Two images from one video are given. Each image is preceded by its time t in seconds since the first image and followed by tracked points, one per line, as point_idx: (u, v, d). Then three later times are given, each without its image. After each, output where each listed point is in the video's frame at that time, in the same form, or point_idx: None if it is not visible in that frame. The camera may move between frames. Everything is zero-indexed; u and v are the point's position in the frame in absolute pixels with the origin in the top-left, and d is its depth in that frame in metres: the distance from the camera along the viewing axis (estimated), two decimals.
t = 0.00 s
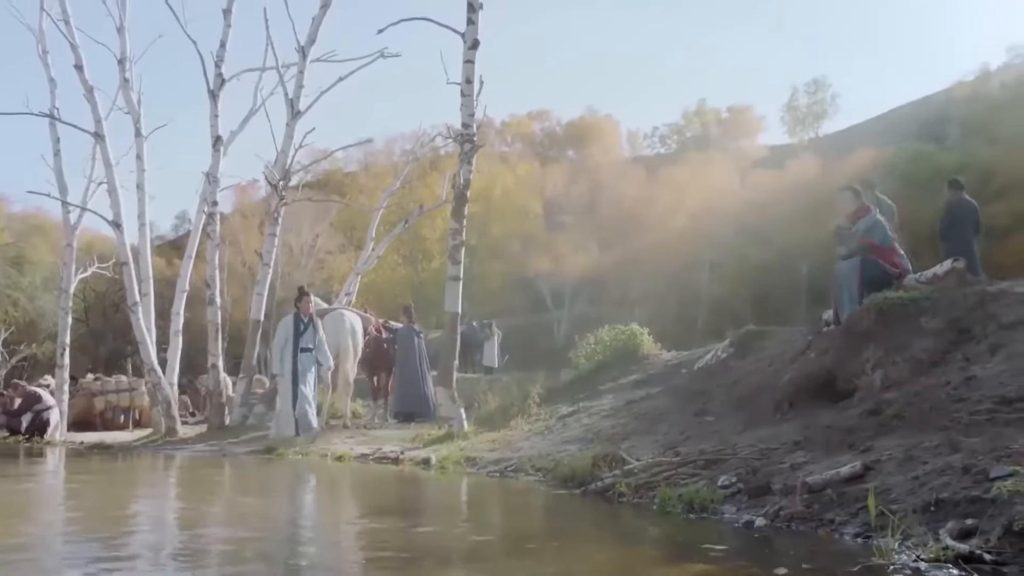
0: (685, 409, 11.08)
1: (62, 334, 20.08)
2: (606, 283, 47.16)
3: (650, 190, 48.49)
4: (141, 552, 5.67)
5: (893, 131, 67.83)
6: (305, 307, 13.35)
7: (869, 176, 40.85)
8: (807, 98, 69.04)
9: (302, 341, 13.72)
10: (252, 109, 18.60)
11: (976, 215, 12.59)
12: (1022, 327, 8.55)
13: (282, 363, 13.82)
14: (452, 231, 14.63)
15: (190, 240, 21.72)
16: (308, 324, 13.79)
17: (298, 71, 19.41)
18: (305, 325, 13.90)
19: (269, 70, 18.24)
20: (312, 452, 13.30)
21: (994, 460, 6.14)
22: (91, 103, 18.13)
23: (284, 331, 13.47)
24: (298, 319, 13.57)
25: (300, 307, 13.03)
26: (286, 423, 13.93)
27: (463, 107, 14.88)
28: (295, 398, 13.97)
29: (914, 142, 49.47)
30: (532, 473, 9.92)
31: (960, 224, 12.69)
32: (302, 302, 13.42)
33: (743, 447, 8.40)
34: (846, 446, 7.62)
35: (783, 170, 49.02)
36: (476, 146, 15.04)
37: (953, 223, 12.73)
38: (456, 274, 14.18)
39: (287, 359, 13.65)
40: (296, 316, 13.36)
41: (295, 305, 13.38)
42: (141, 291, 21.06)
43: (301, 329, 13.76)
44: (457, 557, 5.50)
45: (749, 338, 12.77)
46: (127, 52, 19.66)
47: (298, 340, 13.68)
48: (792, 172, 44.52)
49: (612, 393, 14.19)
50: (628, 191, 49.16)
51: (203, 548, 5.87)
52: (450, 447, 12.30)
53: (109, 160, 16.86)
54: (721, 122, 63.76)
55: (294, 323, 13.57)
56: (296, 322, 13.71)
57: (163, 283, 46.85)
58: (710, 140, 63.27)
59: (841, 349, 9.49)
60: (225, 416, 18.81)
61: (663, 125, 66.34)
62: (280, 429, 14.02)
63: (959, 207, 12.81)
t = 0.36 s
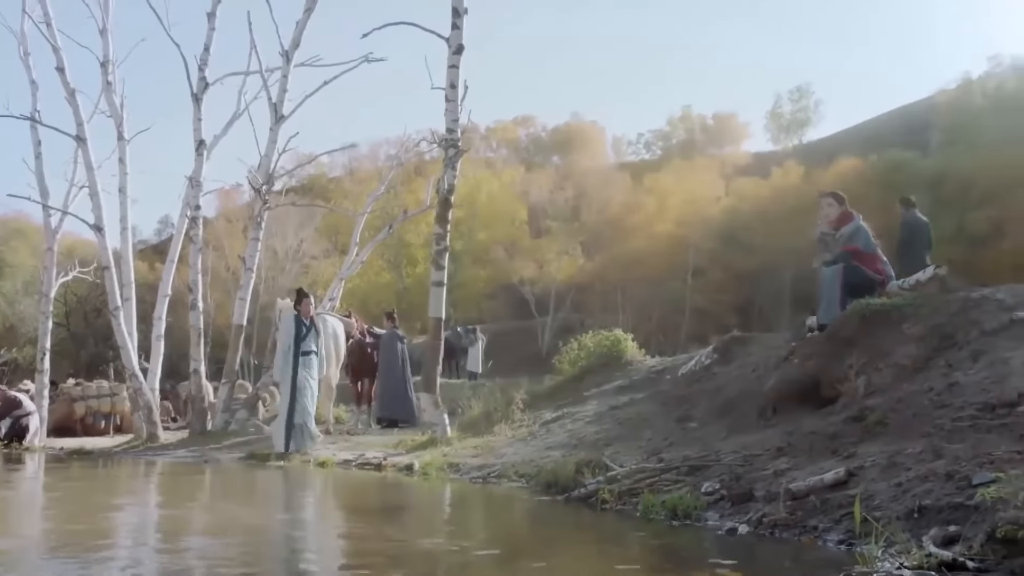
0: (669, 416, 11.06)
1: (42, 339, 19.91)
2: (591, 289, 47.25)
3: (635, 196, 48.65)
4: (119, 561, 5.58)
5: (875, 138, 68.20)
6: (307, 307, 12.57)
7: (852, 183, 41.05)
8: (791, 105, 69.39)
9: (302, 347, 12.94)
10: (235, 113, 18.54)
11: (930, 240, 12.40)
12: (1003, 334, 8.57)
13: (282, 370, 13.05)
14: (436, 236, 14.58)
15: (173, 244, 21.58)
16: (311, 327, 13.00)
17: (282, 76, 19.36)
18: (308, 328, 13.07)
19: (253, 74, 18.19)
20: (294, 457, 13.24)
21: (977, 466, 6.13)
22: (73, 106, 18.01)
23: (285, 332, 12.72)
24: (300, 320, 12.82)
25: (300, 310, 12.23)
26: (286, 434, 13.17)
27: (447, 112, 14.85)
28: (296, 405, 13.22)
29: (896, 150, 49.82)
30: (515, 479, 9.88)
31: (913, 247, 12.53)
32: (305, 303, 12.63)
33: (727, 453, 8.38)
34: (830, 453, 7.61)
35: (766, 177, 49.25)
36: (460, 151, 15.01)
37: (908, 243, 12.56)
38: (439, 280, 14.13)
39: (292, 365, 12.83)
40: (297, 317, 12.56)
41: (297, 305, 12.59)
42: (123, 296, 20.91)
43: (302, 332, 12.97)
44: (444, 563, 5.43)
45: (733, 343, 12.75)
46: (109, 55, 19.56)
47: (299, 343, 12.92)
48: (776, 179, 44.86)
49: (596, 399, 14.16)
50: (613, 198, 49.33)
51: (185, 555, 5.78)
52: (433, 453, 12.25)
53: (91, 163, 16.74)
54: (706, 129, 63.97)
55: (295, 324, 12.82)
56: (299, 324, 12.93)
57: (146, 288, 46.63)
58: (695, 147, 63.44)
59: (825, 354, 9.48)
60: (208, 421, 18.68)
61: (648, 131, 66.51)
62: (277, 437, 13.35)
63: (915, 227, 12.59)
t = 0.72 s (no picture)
0: (654, 419, 11.04)
1: (23, 341, 19.75)
2: (576, 292, 47.26)
3: (621, 200, 48.72)
4: (99, 565, 5.50)
5: (861, 143, 68.44)
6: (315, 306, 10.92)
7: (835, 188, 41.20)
8: (776, 110, 69.66)
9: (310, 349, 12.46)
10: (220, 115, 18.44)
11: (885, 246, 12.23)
12: (987, 338, 8.58)
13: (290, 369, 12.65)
14: (421, 239, 14.53)
15: (156, 246, 21.45)
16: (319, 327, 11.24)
17: (267, 77, 19.29)
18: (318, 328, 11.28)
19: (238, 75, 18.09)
20: (277, 461, 13.16)
21: (962, 470, 6.12)
22: (55, 107, 17.89)
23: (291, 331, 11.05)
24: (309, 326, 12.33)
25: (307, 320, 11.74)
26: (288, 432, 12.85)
27: (432, 114, 14.80)
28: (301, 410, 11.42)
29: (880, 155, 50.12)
30: (500, 483, 9.85)
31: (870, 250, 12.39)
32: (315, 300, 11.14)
33: (711, 457, 8.36)
34: (815, 456, 7.59)
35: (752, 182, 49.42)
36: (445, 154, 14.96)
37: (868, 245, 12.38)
38: (423, 282, 14.07)
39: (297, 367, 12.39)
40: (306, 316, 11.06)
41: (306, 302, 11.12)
42: (105, 298, 20.78)
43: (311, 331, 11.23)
44: (429, 568, 5.36)
45: (718, 347, 12.73)
46: (92, 55, 19.44)
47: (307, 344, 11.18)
48: (761, 183, 45.08)
49: (581, 402, 14.12)
50: (600, 202, 49.39)
51: (166, 560, 5.71)
52: (418, 457, 12.19)
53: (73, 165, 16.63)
54: (692, 133, 64.11)
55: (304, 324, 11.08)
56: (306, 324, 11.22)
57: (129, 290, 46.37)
58: (681, 151, 63.57)
59: (810, 358, 9.47)
60: (190, 425, 18.56)
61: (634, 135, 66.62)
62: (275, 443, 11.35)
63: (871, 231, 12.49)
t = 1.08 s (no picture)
0: (641, 423, 11.00)
1: (7, 344, 19.60)
2: (564, 295, 47.26)
3: (610, 203, 48.78)
4: (83, 570, 5.42)
5: (848, 147, 68.69)
6: (338, 305, 12.01)
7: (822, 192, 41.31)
8: (764, 114, 69.87)
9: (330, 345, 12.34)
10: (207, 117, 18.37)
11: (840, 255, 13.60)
12: (974, 341, 8.56)
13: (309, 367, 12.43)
14: (408, 241, 14.46)
15: (142, 247, 21.33)
16: (340, 326, 12.35)
17: (254, 79, 19.23)
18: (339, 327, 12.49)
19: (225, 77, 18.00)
20: (263, 465, 13.10)
21: (950, 473, 6.08)
22: (39, 108, 17.77)
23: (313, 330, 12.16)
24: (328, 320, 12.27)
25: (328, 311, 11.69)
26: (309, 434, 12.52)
27: (419, 116, 14.74)
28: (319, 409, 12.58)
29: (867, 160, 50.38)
30: (487, 487, 9.79)
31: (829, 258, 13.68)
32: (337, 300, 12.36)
33: (697, 461, 8.32)
34: (802, 460, 7.56)
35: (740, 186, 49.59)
36: (433, 156, 14.89)
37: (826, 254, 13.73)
38: (411, 285, 14.00)
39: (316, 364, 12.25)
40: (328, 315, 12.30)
41: (328, 303, 12.37)
42: (91, 300, 20.63)
43: (331, 330, 12.34)
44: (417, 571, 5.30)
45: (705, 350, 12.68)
46: (77, 56, 19.33)
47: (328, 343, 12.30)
48: (749, 188, 45.29)
49: (568, 406, 14.07)
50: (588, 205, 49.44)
51: (150, 565, 5.62)
52: (404, 460, 12.12)
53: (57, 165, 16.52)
54: (680, 137, 64.24)
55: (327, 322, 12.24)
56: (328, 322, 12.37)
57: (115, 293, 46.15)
58: (670, 154, 63.68)
59: (798, 361, 9.44)
60: (176, 428, 18.43)
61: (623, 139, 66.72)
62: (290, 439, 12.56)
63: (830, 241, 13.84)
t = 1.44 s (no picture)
0: (632, 428, 10.94)
1: None
2: (555, 300, 47.19)
3: (601, 207, 48.75)
4: None
5: (838, 153, 68.79)
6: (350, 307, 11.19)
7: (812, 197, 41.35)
8: (754, 119, 69.96)
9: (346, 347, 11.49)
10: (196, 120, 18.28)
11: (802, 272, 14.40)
12: (965, 345, 8.52)
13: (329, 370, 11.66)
14: (397, 245, 14.39)
15: (131, 251, 21.20)
16: (358, 328, 11.56)
17: (244, 82, 19.15)
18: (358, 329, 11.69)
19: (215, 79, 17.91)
20: (250, 470, 13.02)
21: (942, 479, 6.04)
22: (27, 110, 17.66)
23: (331, 334, 11.30)
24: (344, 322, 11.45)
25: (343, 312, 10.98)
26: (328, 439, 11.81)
27: (410, 120, 14.68)
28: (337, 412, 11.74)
29: (857, 166, 50.49)
30: (476, 493, 9.73)
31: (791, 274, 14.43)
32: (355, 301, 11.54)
33: (688, 466, 8.26)
34: (793, 466, 7.50)
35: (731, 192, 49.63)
36: (422, 159, 14.84)
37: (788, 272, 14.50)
38: (400, 290, 13.93)
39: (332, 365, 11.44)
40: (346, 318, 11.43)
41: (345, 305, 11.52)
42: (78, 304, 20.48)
43: (349, 334, 11.51)
44: None
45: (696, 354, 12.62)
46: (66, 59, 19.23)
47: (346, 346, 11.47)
48: (740, 193, 45.44)
49: (559, 410, 14.01)
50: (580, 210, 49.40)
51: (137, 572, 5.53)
52: (393, 465, 12.03)
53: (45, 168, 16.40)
54: (671, 142, 64.31)
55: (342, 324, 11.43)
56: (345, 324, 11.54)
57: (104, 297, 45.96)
58: (661, 159, 63.74)
59: (788, 365, 9.41)
60: (164, 432, 18.31)
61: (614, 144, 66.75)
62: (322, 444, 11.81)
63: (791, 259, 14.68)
